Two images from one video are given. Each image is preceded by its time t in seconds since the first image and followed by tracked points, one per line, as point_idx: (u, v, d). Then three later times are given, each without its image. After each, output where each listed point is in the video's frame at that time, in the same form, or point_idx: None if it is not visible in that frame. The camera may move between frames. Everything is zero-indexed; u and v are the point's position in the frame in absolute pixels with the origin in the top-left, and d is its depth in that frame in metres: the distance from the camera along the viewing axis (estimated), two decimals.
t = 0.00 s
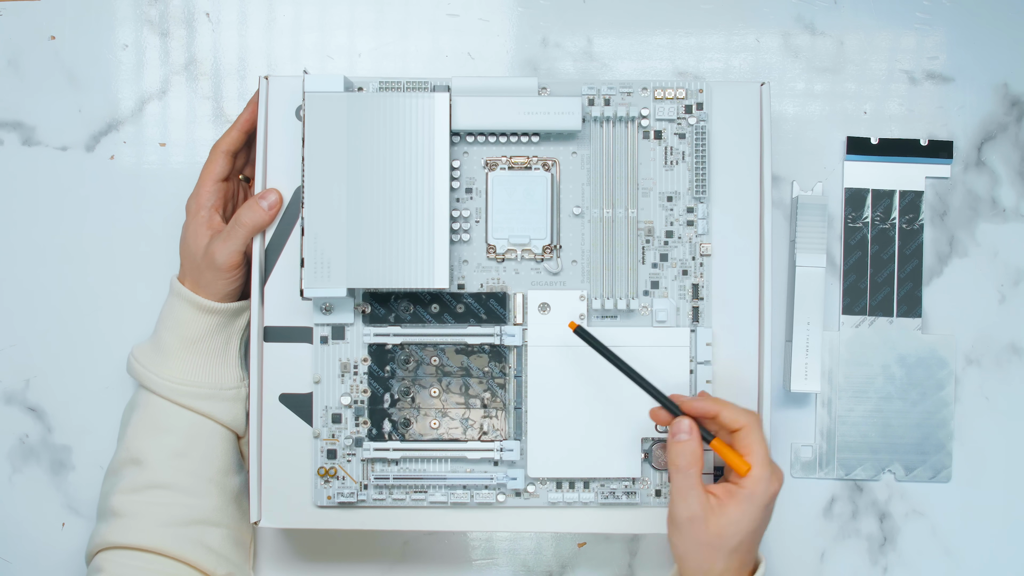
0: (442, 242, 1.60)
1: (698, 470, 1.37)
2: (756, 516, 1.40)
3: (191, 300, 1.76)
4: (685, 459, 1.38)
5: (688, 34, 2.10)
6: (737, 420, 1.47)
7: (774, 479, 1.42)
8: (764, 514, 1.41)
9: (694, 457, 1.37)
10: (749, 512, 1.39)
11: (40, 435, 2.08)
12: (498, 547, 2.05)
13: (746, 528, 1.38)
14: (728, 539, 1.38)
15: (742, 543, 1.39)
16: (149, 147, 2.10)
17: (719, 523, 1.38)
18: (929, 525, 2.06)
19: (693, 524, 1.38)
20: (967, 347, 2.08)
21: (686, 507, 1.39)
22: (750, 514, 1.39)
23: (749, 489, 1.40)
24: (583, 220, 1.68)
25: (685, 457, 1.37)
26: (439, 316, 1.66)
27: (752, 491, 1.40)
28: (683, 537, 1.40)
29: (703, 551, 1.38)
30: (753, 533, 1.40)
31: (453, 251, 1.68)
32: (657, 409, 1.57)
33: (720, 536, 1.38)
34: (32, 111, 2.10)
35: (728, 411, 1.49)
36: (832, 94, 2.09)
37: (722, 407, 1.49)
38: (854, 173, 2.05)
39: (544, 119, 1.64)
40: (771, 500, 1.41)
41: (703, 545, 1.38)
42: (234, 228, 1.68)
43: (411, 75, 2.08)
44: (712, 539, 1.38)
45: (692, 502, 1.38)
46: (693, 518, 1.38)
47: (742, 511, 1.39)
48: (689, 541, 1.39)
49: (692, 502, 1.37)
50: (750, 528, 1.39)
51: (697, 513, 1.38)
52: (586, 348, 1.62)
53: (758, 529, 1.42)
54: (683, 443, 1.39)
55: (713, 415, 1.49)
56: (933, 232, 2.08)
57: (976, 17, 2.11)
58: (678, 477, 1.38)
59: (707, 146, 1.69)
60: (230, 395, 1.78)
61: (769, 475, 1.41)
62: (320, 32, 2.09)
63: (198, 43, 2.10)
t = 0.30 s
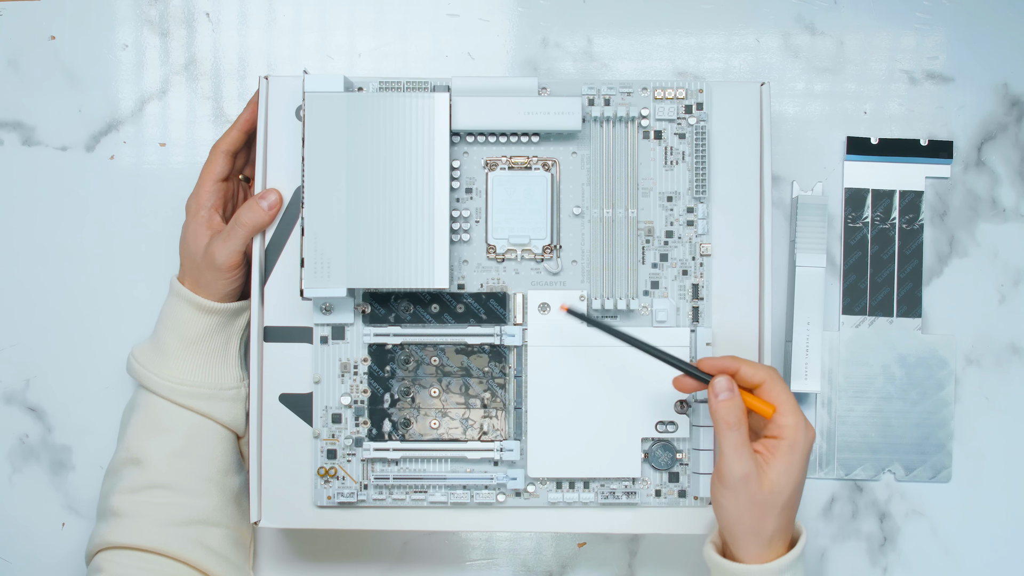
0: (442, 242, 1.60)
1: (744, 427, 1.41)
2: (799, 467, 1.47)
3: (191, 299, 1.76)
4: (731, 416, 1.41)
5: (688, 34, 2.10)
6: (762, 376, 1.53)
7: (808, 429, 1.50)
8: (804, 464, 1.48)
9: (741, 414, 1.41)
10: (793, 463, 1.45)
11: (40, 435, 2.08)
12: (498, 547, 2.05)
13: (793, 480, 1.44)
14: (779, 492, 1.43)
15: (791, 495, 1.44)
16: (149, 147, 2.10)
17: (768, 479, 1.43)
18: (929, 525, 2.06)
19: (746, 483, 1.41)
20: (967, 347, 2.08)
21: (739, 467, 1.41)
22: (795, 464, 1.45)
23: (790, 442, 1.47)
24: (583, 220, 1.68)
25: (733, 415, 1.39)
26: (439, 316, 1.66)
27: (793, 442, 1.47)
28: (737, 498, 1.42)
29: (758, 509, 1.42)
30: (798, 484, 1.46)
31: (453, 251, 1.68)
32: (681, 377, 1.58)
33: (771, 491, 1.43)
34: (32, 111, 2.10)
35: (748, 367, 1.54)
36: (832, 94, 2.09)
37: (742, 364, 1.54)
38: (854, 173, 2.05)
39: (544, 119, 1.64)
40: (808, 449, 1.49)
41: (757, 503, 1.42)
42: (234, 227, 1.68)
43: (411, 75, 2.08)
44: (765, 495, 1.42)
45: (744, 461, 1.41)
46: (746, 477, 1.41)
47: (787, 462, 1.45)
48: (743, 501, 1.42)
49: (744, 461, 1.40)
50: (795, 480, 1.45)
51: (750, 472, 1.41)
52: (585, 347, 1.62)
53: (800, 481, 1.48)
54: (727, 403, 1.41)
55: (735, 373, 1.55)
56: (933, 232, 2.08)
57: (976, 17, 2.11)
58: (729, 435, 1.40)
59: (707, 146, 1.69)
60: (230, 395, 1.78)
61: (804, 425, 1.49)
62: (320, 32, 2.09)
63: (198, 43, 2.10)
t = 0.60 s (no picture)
0: (442, 242, 1.60)
1: (717, 412, 1.45)
2: (772, 450, 1.48)
3: (191, 299, 1.76)
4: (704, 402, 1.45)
5: (688, 34, 2.10)
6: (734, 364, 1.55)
7: (780, 412, 1.51)
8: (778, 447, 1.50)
9: (713, 400, 1.45)
10: (767, 446, 1.47)
11: (40, 435, 2.08)
12: (498, 547, 2.05)
13: (767, 464, 1.46)
14: (753, 475, 1.45)
15: (766, 478, 1.46)
16: (149, 147, 2.10)
17: (742, 463, 1.46)
18: (929, 525, 2.06)
19: (719, 466, 1.45)
20: (967, 347, 2.08)
21: (711, 450, 1.46)
22: (768, 447, 1.47)
23: (762, 425, 1.49)
24: (583, 220, 1.68)
25: (705, 400, 1.44)
26: (439, 316, 1.66)
27: (764, 425, 1.49)
28: (710, 482, 1.46)
29: (732, 492, 1.45)
30: (773, 467, 1.48)
31: (453, 251, 1.68)
32: (660, 390, 1.59)
33: (745, 474, 1.45)
34: (32, 111, 2.10)
35: (721, 358, 1.57)
36: (832, 94, 2.09)
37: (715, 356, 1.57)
38: (854, 173, 2.05)
39: (544, 119, 1.64)
40: (781, 433, 1.50)
41: (731, 487, 1.45)
42: (234, 227, 1.68)
43: (411, 75, 2.08)
44: (739, 479, 1.45)
45: (716, 444, 1.45)
46: (719, 460, 1.45)
47: (760, 446, 1.47)
48: (717, 485, 1.45)
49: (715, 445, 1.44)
50: (770, 463, 1.46)
51: (723, 456, 1.45)
52: (586, 347, 1.62)
53: (776, 465, 1.50)
54: (699, 389, 1.45)
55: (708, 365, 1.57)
56: (933, 232, 2.08)
57: (976, 17, 2.11)
58: (701, 420, 1.46)
59: (707, 146, 1.69)
60: (230, 395, 1.78)
61: (775, 408, 1.50)
62: (320, 32, 2.09)
63: (198, 43, 2.10)
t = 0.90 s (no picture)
0: (442, 242, 1.60)
1: (725, 446, 1.39)
2: (771, 489, 1.42)
3: (191, 299, 1.76)
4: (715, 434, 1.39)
5: (688, 34, 2.10)
6: (750, 395, 1.46)
7: (788, 452, 1.43)
8: (780, 486, 1.43)
9: (725, 433, 1.38)
10: (767, 485, 1.41)
11: (40, 435, 2.08)
12: (498, 547, 2.05)
13: (764, 503, 1.40)
14: (747, 511, 1.40)
15: (761, 516, 1.41)
16: (149, 147, 2.10)
17: (739, 497, 1.41)
18: (929, 525, 2.06)
19: (714, 496, 1.42)
20: (967, 347, 2.08)
21: (710, 479, 1.42)
22: (768, 486, 1.41)
23: (766, 463, 1.42)
24: (583, 220, 1.68)
25: (716, 433, 1.38)
26: (439, 316, 1.66)
27: (767, 464, 1.42)
28: (702, 508, 1.44)
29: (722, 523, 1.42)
30: (771, 506, 1.42)
31: (453, 251, 1.68)
32: (668, 412, 1.56)
33: (739, 509, 1.40)
34: (32, 111, 2.10)
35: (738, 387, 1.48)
36: (832, 94, 2.09)
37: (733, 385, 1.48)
38: (854, 173, 2.05)
39: (544, 119, 1.64)
40: (785, 472, 1.43)
41: (722, 517, 1.42)
42: (233, 227, 1.68)
43: (411, 75, 2.08)
44: (731, 512, 1.41)
45: (715, 475, 1.41)
46: (714, 490, 1.42)
47: (760, 484, 1.41)
48: (708, 513, 1.43)
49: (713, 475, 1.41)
50: (767, 501, 1.41)
51: (720, 487, 1.41)
52: (586, 347, 1.62)
53: (775, 503, 1.44)
54: (715, 420, 1.38)
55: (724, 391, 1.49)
56: (933, 232, 2.08)
57: (976, 17, 2.11)
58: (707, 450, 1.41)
59: (707, 146, 1.69)
60: (229, 395, 1.78)
61: (784, 449, 1.43)
62: (320, 32, 2.09)
63: (198, 43, 2.10)
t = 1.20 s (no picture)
0: (442, 242, 1.60)
1: (703, 440, 1.43)
2: (757, 486, 1.43)
3: (191, 299, 1.76)
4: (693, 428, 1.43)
5: (688, 34, 2.10)
6: (736, 392, 1.46)
7: (775, 451, 1.43)
8: (768, 484, 1.44)
9: (704, 429, 1.42)
10: (751, 482, 1.42)
11: (40, 435, 2.08)
12: (498, 547, 2.05)
13: (747, 500, 1.42)
14: (730, 507, 1.42)
15: (745, 512, 1.43)
16: (149, 147, 2.10)
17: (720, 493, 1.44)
18: (929, 525, 2.06)
19: (697, 490, 1.46)
20: (967, 347, 2.08)
21: (692, 474, 1.46)
22: (753, 483, 1.42)
23: (751, 461, 1.43)
24: (583, 220, 1.68)
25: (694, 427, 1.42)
26: (439, 316, 1.66)
27: (752, 463, 1.43)
28: (686, 502, 1.47)
29: (706, 518, 1.45)
30: (757, 503, 1.43)
31: (453, 251, 1.68)
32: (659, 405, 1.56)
33: (722, 505, 1.43)
34: (32, 111, 2.10)
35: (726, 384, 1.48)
36: (832, 94, 2.09)
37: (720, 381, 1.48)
38: (854, 173, 2.05)
39: (543, 119, 1.64)
40: (774, 471, 1.43)
41: (705, 511, 1.45)
42: (234, 227, 1.68)
43: (411, 75, 2.08)
44: (714, 507, 1.44)
45: (697, 469, 1.45)
46: (696, 484, 1.46)
47: (744, 481, 1.42)
48: (692, 507, 1.46)
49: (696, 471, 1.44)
50: (753, 498, 1.42)
51: (700, 481, 1.45)
52: (585, 347, 1.62)
53: (763, 500, 1.44)
54: (694, 416, 1.42)
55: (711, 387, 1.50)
56: (933, 232, 2.08)
57: (976, 17, 2.11)
58: (687, 443, 1.45)
59: (707, 146, 1.69)
60: (230, 395, 1.78)
61: (769, 448, 1.43)
62: (320, 32, 2.09)
63: (198, 43, 2.10)
